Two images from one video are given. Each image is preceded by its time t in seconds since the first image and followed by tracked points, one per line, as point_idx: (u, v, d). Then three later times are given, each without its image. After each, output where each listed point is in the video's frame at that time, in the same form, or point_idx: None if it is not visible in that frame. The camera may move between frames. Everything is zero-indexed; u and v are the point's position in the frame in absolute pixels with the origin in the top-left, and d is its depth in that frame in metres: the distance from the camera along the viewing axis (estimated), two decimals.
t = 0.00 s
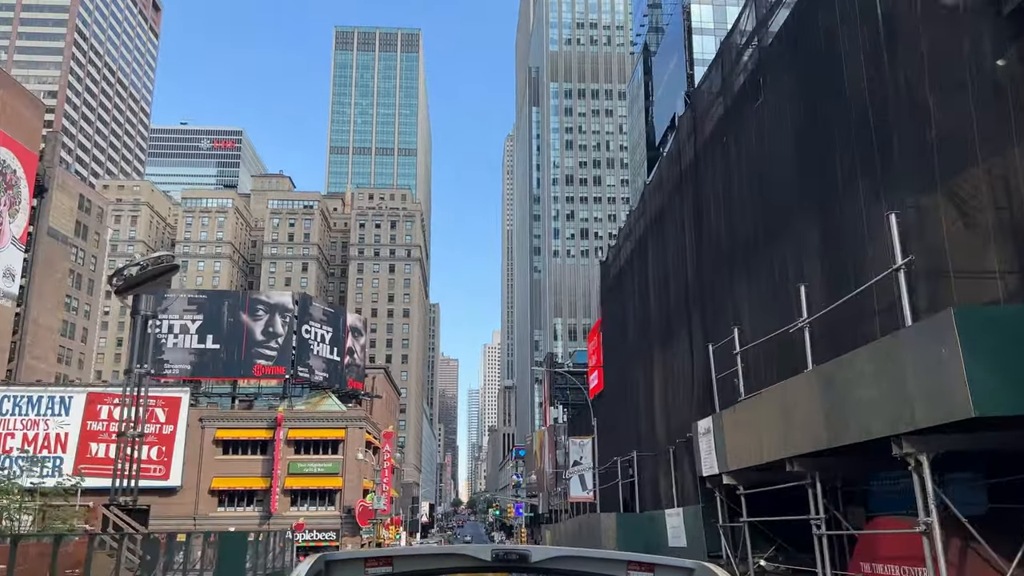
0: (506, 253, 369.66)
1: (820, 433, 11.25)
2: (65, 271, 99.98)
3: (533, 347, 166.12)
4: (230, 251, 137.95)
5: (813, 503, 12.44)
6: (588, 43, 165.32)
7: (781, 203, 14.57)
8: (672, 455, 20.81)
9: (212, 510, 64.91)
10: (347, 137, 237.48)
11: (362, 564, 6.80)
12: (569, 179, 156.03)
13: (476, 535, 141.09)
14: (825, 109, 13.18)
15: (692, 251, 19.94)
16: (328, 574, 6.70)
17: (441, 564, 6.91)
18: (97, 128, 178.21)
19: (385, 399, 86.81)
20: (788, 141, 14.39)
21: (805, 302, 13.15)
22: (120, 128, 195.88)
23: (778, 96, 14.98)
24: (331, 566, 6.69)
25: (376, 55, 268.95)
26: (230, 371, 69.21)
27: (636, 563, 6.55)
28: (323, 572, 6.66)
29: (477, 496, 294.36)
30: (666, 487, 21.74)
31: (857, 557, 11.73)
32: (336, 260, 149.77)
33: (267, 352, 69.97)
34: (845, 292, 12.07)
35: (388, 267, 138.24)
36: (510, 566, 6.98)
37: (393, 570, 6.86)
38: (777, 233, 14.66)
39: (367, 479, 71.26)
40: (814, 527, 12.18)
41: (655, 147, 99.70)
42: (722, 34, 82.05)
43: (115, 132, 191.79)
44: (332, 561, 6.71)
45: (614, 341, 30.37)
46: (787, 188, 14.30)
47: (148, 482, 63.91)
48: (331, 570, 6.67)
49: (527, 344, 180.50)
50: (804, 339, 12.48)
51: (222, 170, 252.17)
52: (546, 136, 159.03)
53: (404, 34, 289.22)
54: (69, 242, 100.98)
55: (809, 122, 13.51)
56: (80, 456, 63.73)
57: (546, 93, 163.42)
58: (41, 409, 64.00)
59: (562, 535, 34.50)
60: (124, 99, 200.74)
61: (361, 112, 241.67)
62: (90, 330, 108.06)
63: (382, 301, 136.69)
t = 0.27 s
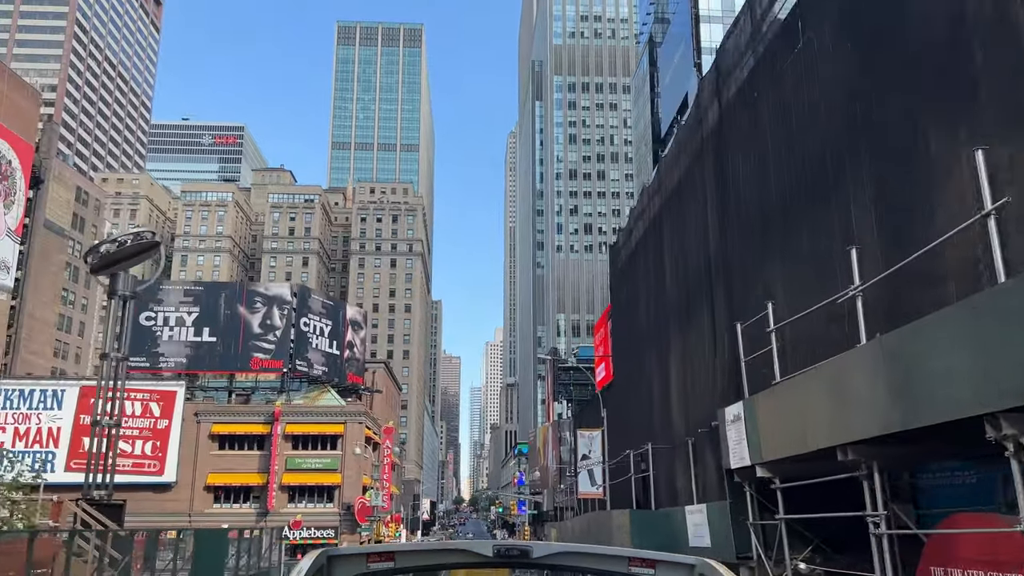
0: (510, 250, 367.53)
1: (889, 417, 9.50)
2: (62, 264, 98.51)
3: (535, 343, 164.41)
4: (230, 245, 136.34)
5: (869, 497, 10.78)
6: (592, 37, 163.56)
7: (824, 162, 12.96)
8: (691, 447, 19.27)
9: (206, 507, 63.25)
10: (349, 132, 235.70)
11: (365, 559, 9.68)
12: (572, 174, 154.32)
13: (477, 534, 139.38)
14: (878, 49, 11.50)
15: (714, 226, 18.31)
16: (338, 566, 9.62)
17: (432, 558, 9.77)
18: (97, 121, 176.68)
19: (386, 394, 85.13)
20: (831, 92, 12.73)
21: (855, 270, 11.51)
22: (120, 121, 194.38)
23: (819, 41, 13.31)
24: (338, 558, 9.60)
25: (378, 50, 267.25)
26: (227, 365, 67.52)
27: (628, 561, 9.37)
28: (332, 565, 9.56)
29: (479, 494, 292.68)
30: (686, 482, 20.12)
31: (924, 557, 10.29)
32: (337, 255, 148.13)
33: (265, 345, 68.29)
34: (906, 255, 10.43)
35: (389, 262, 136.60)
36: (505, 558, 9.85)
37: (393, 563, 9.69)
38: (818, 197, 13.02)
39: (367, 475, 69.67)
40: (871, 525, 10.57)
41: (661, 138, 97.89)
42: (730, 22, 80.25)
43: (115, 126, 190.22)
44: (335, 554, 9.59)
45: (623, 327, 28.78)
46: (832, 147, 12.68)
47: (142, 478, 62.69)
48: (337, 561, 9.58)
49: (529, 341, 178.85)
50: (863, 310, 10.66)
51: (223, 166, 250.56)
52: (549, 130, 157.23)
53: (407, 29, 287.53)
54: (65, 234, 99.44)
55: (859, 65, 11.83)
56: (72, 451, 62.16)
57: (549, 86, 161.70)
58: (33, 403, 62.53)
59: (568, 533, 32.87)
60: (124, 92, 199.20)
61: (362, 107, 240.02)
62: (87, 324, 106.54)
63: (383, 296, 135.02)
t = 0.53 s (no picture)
0: (514, 247, 365.54)
1: (979, 394, 7.73)
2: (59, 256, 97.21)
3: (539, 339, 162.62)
4: (231, 238, 134.91)
5: (949, 493, 8.98)
6: (598, 29, 161.57)
7: (885, 103, 11.19)
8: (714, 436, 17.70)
9: (203, 503, 61.96)
10: (353, 127, 234.10)
11: (366, 556, 8.36)
12: (578, 167, 152.47)
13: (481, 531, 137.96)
14: None
15: (745, 194, 16.68)
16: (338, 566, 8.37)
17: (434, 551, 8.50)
18: (98, 114, 175.47)
19: (388, 388, 83.39)
20: (890, 26, 11.07)
21: (931, 224, 9.72)
22: (122, 115, 193.15)
23: None
24: (338, 557, 8.37)
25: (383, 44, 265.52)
26: (225, 357, 65.87)
27: (637, 554, 7.98)
28: (332, 564, 8.32)
29: (483, 491, 291.27)
30: (709, 476, 18.44)
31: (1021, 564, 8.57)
32: (339, 249, 146.60)
33: (264, 337, 66.62)
34: (994, 202, 8.69)
35: (391, 256, 134.96)
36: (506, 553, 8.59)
37: (395, 560, 8.35)
38: (873, 148, 11.40)
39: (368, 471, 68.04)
40: (950, 526, 8.80)
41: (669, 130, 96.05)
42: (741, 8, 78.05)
43: (117, 119, 189.01)
44: (336, 551, 8.37)
45: (636, 311, 27.16)
46: (889, 91, 11.08)
47: (137, 473, 61.19)
48: (338, 561, 8.33)
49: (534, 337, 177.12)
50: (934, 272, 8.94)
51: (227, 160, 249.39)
52: (554, 123, 155.35)
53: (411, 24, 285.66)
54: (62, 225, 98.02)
55: None
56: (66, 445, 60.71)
57: (554, 79, 159.84)
58: (26, 395, 60.81)
59: (578, 531, 31.21)
60: (126, 86, 198.00)
61: (366, 101, 238.62)
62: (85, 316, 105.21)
63: (386, 290, 133.36)
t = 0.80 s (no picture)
0: (518, 243, 363.84)
1: None
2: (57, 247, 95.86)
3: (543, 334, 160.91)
4: (231, 230, 133.45)
5: None
6: (604, 20, 159.72)
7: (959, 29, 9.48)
8: (743, 425, 16.12)
9: (199, 498, 60.35)
10: (355, 120, 232.58)
11: (370, 553, 6.03)
12: (583, 160, 150.64)
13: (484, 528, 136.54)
14: None
15: (779, 158, 15.03)
16: (339, 569, 5.97)
17: (448, 553, 6.17)
18: (99, 106, 174.07)
19: (389, 381, 81.77)
20: None
21: None
22: (123, 107, 191.75)
23: None
24: (341, 555, 6.01)
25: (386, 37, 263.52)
26: (222, 349, 64.29)
27: (645, 553, 5.99)
28: (334, 568, 5.93)
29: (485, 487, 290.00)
30: (737, 470, 16.83)
31: None
32: (341, 242, 145.03)
33: (262, 329, 65.03)
34: None
35: (394, 249, 133.34)
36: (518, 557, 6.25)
37: (402, 561, 6.02)
38: (944, 87, 9.74)
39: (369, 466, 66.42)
40: None
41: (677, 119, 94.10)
42: None
43: (118, 112, 187.68)
44: (342, 548, 6.00)
45: (651, 292, 25.56)
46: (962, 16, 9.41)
47: (131, 467, 59.73)
48: (338, 562, 5.97)
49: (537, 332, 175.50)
50: None
51: (229, 154, 247.82)
52: (559, 116, 153.57)
53: (415, 16, 283.52)
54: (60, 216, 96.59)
55: None
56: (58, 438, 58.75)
57: (559, 71, 157.96)
58: (17, 386, 59.19)
59: (587, 528, 29.61)
60: (128, 78, 196.60)
61: (369, 95, 236.90)
62: (83, 308, 103.84)
63: (388, 284, 131.73)
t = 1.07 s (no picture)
0: (522, 238, 361.50)
1: None
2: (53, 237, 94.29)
3: (547, 328, 159.31)
4: (232, 222, 131.97)
5: None
6: (610, 10, 157.54)
7: None
8: (778, 410, 14.54)
9: (196, 492, 59.01)
10: (359, 113, 230.50)
11: (373, 544, 6.34)
12: (588, 152, 148.77)
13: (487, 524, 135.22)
14: None
15: (823, 109, 13.35)
16: (340, 565, 6.26)
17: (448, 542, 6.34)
18: (100, 98, 172.36)
19: (391, 374, 80.04)
20: None
21: None
22: (125, 100, 190.04)
23: None
24: (344, 548, 6.31)
25: (390, 29, 261.27)
26: (219, 340, 62.72)
27: (646, 543, 6.15)
28: (335, 562, 6.23)
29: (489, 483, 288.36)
30: (770, 462, 15.21)
31: None
32: (344, 234, 143.48)
33: (261, 319, 63.41)
34: None
35: (397, 242, 131.53)
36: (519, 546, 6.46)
37: (405, 550, 6.28)
38: None
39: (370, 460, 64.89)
40: None
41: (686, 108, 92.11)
42: None
43: (119, 104, 185.93)
44: (344, 540, 6.30)
45: (670, 270, 23.85)
46: None
47: (126, 459, 58.25)
48: (340, 556, 6.26)
49: (541, 327, 173.65)
50: None
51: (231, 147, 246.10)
52: (564, 107, 151.52)
53: (419, 8, 281.15)
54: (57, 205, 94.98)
55: None
56: (51, 430, 57.24)
57: (564, 62, 155.97)
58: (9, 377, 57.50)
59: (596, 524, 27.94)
60: (129, 69, 194.84)
61: (372, 87, 234.94)
62: (80, 300, 102.35)
63: (391, 276, 130.12)
